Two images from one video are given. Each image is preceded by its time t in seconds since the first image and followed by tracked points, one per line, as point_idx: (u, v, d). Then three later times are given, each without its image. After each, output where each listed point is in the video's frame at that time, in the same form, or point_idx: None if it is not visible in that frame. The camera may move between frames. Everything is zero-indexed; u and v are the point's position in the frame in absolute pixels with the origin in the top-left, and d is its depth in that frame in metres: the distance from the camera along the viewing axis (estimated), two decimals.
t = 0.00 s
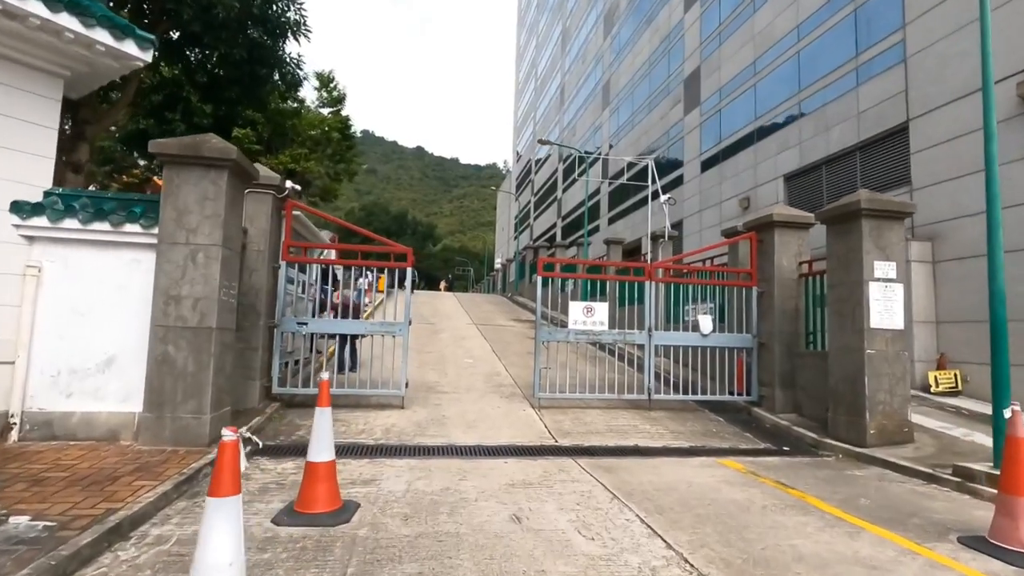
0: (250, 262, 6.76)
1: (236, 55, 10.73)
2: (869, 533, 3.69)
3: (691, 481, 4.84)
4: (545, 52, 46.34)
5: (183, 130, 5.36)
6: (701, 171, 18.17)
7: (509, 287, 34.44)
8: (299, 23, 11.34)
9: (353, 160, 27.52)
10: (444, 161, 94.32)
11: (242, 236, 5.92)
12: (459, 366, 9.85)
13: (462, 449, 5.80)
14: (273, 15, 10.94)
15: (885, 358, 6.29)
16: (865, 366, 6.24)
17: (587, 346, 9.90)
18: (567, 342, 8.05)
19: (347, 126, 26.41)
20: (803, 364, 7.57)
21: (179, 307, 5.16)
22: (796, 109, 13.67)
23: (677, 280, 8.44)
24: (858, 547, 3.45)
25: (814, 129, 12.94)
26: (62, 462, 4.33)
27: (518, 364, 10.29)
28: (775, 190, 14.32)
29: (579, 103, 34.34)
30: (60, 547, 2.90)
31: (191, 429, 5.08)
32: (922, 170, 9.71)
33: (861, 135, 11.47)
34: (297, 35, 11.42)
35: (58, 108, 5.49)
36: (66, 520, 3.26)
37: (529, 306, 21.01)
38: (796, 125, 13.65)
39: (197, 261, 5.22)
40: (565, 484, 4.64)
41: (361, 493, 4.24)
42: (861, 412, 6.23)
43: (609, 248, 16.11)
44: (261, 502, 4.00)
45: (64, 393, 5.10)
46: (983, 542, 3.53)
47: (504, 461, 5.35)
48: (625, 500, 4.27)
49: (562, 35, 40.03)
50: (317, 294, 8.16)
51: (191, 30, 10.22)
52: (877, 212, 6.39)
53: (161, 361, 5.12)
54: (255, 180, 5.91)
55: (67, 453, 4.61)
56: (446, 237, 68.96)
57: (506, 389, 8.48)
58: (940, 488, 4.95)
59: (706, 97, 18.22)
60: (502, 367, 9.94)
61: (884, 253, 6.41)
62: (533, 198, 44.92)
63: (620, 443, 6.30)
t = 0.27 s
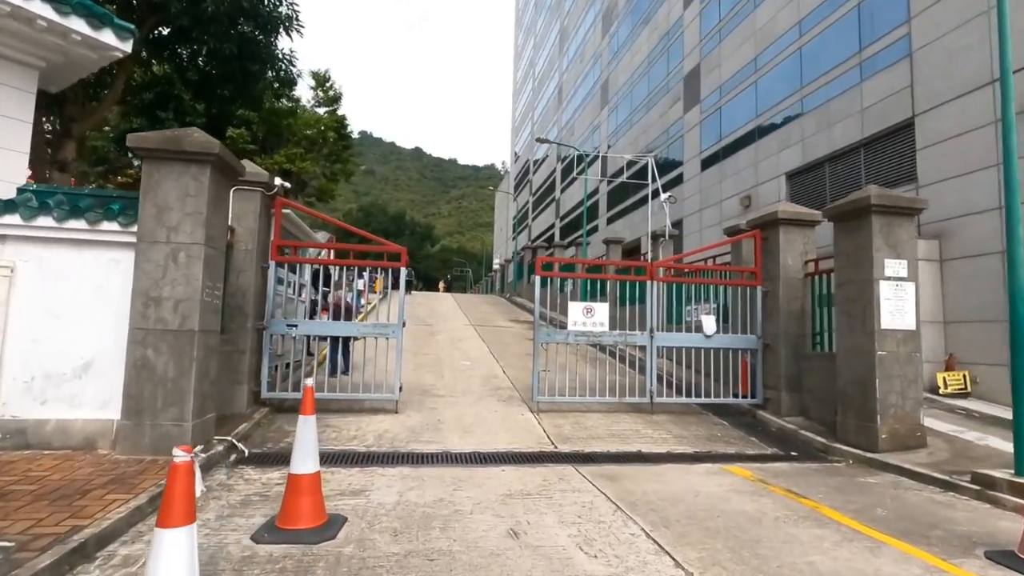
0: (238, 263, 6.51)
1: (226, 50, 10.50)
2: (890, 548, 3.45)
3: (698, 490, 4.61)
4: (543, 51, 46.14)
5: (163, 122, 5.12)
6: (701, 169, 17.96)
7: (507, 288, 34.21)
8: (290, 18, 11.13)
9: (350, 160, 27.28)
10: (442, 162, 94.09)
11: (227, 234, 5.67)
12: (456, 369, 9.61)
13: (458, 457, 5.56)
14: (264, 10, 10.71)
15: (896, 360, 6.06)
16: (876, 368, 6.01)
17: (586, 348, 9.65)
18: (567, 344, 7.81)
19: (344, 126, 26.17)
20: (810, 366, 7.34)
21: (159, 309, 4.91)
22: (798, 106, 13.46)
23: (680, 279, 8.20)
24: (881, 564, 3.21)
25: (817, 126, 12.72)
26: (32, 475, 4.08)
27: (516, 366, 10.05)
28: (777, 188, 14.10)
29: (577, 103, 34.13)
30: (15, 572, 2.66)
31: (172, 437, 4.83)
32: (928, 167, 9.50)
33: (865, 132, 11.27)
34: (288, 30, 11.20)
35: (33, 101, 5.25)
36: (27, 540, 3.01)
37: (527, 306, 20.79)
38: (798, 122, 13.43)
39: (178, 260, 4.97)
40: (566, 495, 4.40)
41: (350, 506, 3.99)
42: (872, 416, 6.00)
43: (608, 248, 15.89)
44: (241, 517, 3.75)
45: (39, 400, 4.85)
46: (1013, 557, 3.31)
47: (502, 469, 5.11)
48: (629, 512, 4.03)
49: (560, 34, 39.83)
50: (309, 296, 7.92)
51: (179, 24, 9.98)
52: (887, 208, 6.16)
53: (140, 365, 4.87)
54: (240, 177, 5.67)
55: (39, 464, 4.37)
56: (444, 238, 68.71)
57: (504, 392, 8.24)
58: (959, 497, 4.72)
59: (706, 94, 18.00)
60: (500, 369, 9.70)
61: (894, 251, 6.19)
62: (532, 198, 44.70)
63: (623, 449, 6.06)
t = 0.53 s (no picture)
0: (229, 263, 6.26)
1: (220, 46, 10.26)
2: (926, 569, 3.20)
3: (713, 502, 4.35)
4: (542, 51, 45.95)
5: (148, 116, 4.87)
6: (704, 169, 17.73)
7: (507, 290, 33.96)
8: (285, 13, 10.91)
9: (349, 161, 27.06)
10: (441, 164, 93.91)
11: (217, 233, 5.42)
12: (455, 372, 9.35)
13: (459, 466, 5.30)
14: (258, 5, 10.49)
15: (915, 362, 5.81)
16: (895, 371, 5.75)
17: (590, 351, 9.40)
18: (571, 346, 7.55)
19: (343, 126, 25.92)
20: (822, 368, 7.09)
21: (142, 312, 4.66)
22: (804, 103, 13.22)
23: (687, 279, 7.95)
24: None
25: (823, 123, 12.49)
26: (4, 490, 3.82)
27: (518, 369, 9.78)
28: (783, 187, 13.86)
29: (577, 103, 33.92)
30: None
31: (157, 447, 4.58)
32: (940, 164, 9.27)
33: (873, 129, 11.03)
34: (283, 25, 10.99)
35: (11, 94, 5.00)
36: None
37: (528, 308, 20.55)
38: (804, 120, 13.19)
39: (163, 260, 4.72)
40: (573, 508, 4.14)
41: (344, 522, 3.74)
42: (890, 421, 5.75)
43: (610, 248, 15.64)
44: (225, 535, 3.49)
45: (16, 408, 4.60)
46: None
47: (504, 479, 4.85)
48: (641, 527, 3.78)
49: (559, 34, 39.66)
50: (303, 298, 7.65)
51: (171, 19, 9.75)
52: (905, 205, 5.91)
53: (123, 371, 4.61)
54: (230, 173, 5.42)
55: (13, 477, 4.11)
56: (444, 240, 68.49)
57: (506, 396, 7.98)
58: (988, 508, 4.46)
59: (709, 93, 17.78)
60: (501, 372, 9.44)
61: (912, 249, 5.94)
62: (532, 199, 44.48)
63: (631, 456, 5.80)
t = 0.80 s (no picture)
0: (221, 265, 6.03)
1: (215, 44, 10.05)
2: None
3: (729, 515, 4.11)
4: (542, 52, 45.82)
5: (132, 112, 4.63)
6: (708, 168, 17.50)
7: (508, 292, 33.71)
8: (282, 11, 10.72)
9: (349, 162, 26.86)
10: (442, 166, 93.84)
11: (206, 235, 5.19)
12: (456, 376, 9.11)
13: (459, 476, 5.07)
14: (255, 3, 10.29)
15: (935, 366, 5.57)
16: (914, 375, 5.51)
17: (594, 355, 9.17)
18: (575, 350, 7.32)
19: (342, 127, 25.72)
20: (836, 372, 6.85)
21: (127, 317, 4.43)
22: (810, 101, 13.00)
23: (694, 279, 7.71)
24: None
25: (830, 121, 12.25)
26: None
27: (520, 373, 9.55)
28: (788, 186, 13.63)
29: (578, 103, 33.73)
30: None
31: (141, 460, 4.34)
32: (952, 161, 9.03)
33: (882, 125, 10.79)
34: (280, 23, 10.81)
35: None
36: None
37: (530, 310, 20.31)
38: (810, 118, 12.97)
39: (149, 262, 4.49)
40: (582, 522, 3.91)
41: (338, 541, 3.50)
42: (910, 428, 5.51)
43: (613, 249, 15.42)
44: (209, 556, 3.25)
45: None
46: None
47: (508, 491, 4.61)
48: (654, 544, 3.55)
49: (559, 35, 39.54)
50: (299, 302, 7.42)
51: (165, 16, 9.54)
52: (923, 202, 5.68)
53: (106, 379, 4.38)
54: (220, 172, 5.20)
55: None
56: (445, 243, 68.39)
57: (509, 401, 7.75)
58: (1019, 520, 4.23)
59: (712, 91, 17.55)
60: (503, 376, 9.21)
61: (931, 248, 5.71)
62: (532, 200, 44.27)
63: (639, 465, 5.57)
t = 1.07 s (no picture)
0: (211, 263, 5.81)
1: (209, 37, 9.81)
2: None
3: (747, 524, 3.87)
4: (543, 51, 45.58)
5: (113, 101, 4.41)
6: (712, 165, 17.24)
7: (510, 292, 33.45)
8: (278, 5, 10.50)
9: (349, 162, 26.63)
10: (442, 167, 93.65)
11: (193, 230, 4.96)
12: (457, 377, 8.88)
13: (460, 482, 4.83)
14: None
15: (957, 364, 5.32)
16: (936, 374, 5.26)
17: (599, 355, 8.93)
18: (579, 349, 7.08)
19: (341, 126, 25.48)
20: (850, 371, 6.60)
21: (108, 316, 4.21)
22: (817, 95, 12.75)
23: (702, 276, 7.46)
24: None
25: (838, 115, 12.00)
26: None
27: (523, 373, 9.30)
28: (795, 181, 13.38)
29: (579, 101, 33.47)
30: None
31: (124, 467, 4.11)
32: (965, 153, 8.77)
33: (892, 118, 10.53)
34: (275, 17, 10.58)
35: None
36: None
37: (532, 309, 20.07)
38: (817, 112, 12.71)
39: (132, 258, 4.26)
40: (590, 532, 3.66)
41: (329, 554, 3.27)
42: (932, 429, 5.25)
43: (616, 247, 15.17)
44: (189, 572, 3.02)
45: None
46: None
47: (511, 498, 4.37)
48: (668, 556, 3.31)
49: (560, 33, 39.29)
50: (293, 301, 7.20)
51: (157, 10, 9.31)
52: (943, 192, 5.43)
53: (86, 382, 4.15)
54: (208, 165, 4.97)
55: None
56: (446, 243, 68.22)
57: (511, 403, 7.50)
58: None
59: (716, 86, 17.30)
60: (505, 377, 8.97)
61: (952, 240, 5.46)
62: (534, 199, 44.03)
63: (648, 469, 5.32)
